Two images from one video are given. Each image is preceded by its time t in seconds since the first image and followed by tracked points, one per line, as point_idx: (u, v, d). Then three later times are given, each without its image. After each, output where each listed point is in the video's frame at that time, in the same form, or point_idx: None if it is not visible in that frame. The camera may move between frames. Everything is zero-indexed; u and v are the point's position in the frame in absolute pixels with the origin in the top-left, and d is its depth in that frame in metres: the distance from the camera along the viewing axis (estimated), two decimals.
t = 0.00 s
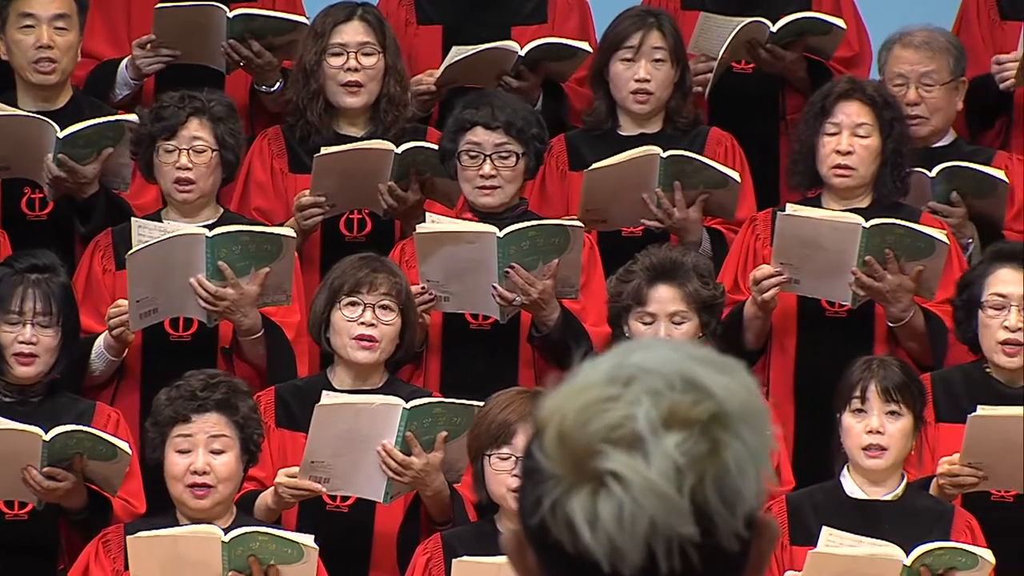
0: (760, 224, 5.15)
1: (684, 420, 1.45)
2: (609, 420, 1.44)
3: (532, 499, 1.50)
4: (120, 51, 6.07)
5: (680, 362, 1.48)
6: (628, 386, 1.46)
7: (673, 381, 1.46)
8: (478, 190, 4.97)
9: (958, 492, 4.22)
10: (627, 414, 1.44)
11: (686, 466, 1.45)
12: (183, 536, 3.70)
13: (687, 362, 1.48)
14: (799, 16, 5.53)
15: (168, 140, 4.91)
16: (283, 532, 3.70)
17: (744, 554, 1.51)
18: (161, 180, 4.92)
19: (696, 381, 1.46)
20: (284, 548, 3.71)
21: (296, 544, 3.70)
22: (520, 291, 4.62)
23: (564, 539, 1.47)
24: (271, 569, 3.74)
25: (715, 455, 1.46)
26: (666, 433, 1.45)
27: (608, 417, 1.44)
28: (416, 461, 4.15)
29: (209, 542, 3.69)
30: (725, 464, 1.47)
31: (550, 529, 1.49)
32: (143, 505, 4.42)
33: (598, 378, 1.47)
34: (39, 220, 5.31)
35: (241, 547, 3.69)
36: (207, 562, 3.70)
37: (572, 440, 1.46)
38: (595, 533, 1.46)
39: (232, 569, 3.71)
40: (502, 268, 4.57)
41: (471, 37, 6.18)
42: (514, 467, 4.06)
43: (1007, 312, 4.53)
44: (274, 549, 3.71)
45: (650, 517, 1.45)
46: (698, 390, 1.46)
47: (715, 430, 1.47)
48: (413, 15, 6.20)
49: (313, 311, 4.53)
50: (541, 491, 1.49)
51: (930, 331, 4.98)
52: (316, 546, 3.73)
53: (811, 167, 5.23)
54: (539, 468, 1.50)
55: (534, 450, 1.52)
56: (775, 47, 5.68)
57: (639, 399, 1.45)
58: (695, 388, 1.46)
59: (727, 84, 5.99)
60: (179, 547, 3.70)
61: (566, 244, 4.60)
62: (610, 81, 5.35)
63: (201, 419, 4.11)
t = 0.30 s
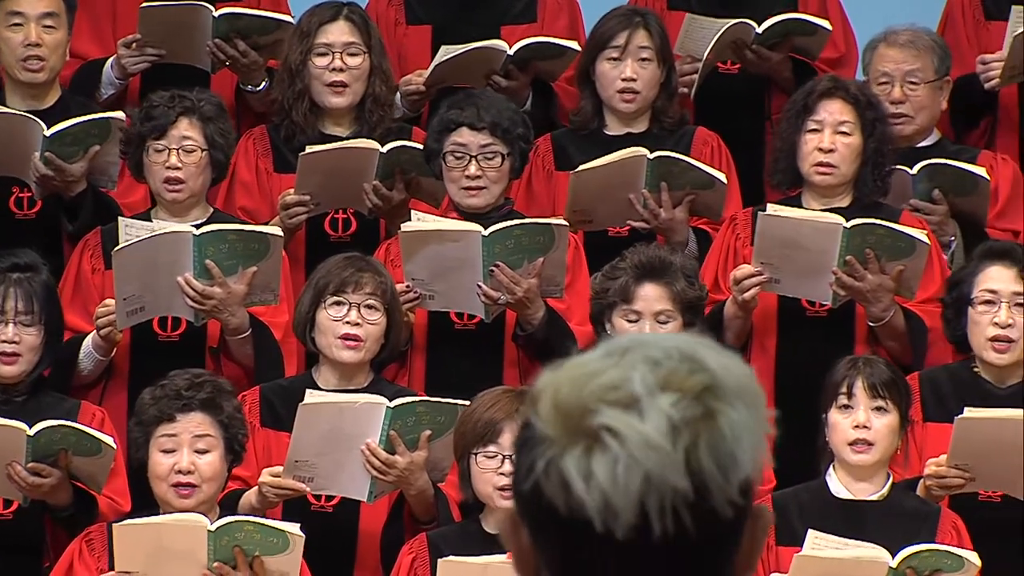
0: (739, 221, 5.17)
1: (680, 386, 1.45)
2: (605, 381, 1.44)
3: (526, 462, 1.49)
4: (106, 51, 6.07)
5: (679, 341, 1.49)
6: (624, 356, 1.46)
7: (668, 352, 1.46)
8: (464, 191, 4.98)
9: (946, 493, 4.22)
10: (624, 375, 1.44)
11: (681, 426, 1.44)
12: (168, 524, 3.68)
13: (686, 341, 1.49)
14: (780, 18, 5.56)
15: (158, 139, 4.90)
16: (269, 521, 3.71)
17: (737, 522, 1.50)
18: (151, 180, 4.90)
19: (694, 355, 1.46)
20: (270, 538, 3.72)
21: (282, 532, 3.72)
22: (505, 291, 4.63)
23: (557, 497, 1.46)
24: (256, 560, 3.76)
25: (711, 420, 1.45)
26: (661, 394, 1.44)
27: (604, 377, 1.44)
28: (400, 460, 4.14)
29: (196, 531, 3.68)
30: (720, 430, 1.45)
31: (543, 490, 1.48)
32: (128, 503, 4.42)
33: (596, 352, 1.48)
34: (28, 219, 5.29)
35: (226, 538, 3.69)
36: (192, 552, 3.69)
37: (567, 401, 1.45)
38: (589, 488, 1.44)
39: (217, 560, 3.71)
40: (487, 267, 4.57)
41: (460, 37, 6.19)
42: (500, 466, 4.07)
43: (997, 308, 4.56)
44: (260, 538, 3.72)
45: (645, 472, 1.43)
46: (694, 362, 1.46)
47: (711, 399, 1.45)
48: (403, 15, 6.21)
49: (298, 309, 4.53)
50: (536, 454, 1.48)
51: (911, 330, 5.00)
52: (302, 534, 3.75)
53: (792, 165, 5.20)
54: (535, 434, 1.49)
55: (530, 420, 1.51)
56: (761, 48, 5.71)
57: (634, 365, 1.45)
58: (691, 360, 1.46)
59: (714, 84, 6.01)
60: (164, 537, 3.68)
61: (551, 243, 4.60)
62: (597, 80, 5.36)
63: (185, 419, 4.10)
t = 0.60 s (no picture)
0: (725, 220, 5.16)
1: (710, 391, 1.41)
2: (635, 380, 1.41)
3: (553, 462, 1.46)
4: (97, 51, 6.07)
5: (712, 355, 1.46)
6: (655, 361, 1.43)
7: (700, 361, 1.44)
8: (459, 192, 4.98)
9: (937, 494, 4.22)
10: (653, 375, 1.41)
11: (709, 425, 1.40)
12: (158, 523, 3.69)
13: (719, 358, 1.46)
14: (772, 24, 5.55)
15: (155, 137, 4.91)
16: (261, 518, 3.70)
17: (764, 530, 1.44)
18: (147, 178, 4.92)
19: (726, 366, 1.44)
20: (263, 536, 3.72)
21: (274, 529, 3.71)
22: (497, 291, 4.62)
23: (583, 494, 1.42)
24: (248, 558, 3.75)
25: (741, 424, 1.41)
26: (689, 394, 1.40)
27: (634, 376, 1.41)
28: (392, 457, 4.13)
29: (190, 528, 3.70)
30: (750, 433, 1.40)
31: (569, 488, 1.44)
32: (119, 504, 4.42)
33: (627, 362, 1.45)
34: (22, 219, 5.29)
35: (219, 536, 3.69)
36: (184, 551, 3.70)
37: (595, 398, 1.42)
38: (615, 482, 1.40)
39: (210, 558, 3.71)
40: (479, 266, 4.58)
41: (451, 37, 6.19)
42: (492, 461, 4.07)
43: (991, 306, 4.57)
44: (253, 536, 3.71)
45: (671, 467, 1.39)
46: (726, 372, 1.43)
47: (741, 403, 1.41)
48: (394, 15, 6.22)
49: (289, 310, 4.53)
50: (563, 454, 1.45)
51: (898, 330, 5.00)
52: (295, 530, 3.73)
53: (779, 163, 5.19)
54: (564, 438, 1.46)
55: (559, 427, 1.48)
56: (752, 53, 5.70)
57: (665, 370, 1.42)
58: (722, 371, 1.43)
59: (707, 85, 6.01)
60: (158, 537, 3.69)
61: (543, 242, 4.61)
62: (588, 80, 5.37)
63: (176, 418, 4.10)
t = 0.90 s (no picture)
0: (707, 216, 5.15)
1: (762, 435, 1.48)
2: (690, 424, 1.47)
3: (604, 504, 1.50)
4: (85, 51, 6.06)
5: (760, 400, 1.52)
6: (707, 405, 1.49)
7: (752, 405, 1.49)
8: (452, 194, 4.98)
9: (926, 493, 4.21)
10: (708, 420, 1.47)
11: (763, 470, 1.46)
12: (158, 516, 3.67)
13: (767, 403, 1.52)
14: (764, 24, 5.56)
15: (145, 135, 4.90)
16: (256, 514, 3.73)
17: None
18: (136, 177, 4.90)
19: (775, 409, 1.50)
20: (258, 531, 3.74)
21: (270, 524, 3.73)
22: (486, 290, 4.63)
23: (636, 534, 1.47)
24: (241, 554, 3.77)
25: (792, 470, 1.47)
26: (743, 438, 1.47)
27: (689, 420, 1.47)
28: (382, 453, 4.11)
29: (187, 524, 3.68)
30: (801, 479, 1.47)
31: (622, 528, 1.48)
32: (108, 504, 4.41)
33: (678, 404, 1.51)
34: (14, 219, 5.27)
35: (215, 532, 3.70)
36: (180, 547, 3.70)
37: (650, 440, 1.48)
38: (670, 522, 1.45)
39: (205, 554, 3.71)
40: (468, 267, 4.58)
41: (437, 37, 6.19)
42: (480, 455, 4.06)
43: (980, 301, 4.58)
44: (247, 531, 3.73)
45: (726, 510, 1.44)
46: (777, 416, 1.49)
47: (792, 449, 1.48)
48: (379, 15, 6.22)
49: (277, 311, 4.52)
50: (614, 494, 1.49)
51: (884, 327, 5.03)
52: (290, 525, 3.76)
53: (763, 162, 5.19)
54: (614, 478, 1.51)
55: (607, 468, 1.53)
56: (742, 54, 5.71)
57: (719, 413, 1.48)
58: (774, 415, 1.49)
59: (697, 85, 6.02)
60: (155, 529, 3.67)
61: (532, 242, 4.62)
62: (577, 80, 5.37)
63: (164, 418, 4.10)
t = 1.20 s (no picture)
0: (691, 214, 5.16)
1: (792, 412, 1.47)
2: (721, 404, 1.46)
3: (635, 480, 1.52)
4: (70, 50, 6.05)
5: (790, 362, 1.49)
6: (737, 379, 1.48)
7: (782, 376, 1.48)
8: (442, 195, 4.97)
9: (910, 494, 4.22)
10: (739, 400, 1.46)
11: (795, 451, 1.46)
12: (147, 512, 3.66)
13: (796, 364, 1.50)
14: (749, 25, 5.58)
15: (129, 138, 4.90)
16: (246, 510, 3.70)
17: (841, 546, 1.53)
18: (120, 178, 4.91)
19: (806, 379, 1.48)
20: (248, 527, 3.72)
21: (259, 520, 3.70)
22: (475, 290, 4.64)
23: (668, 516, 1.49)
24: (229, 550, 3.76)
25: (822, 447, 1.48)
26: (775, 419, 1.46)
27: (719, 400, 1.46)
28: (369, 448, 4.11)
29: (177, 521, 3.68)
30: (831, 456, 1.48)
31: (654, 507, 1.50)
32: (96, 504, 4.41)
33: (707, 374, 1.49)
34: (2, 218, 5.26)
35: (204, 529, 3.70)
36: (168, 543, 3.69)
37: (681, 420, 1.47)
38: (702, 506, 1.47)
39: (193, 551, 3.71)
40: (457, 267, 4.58)
41: (419, 38, 6.19)
42: (466, 452, 4.05)
43: (965, 305, 4.60)
44: (237, 527, 3.71)
45: (759, 494, 1.46)
46: (806, 390, 1.48)
47: (822, 425, 1.48)
48: (359, 15, 6.21)
49: (266, 312, 4.53)
50: (646, 472, 1.51)
51: (867, 325, 5.05)
52: (280, 521, 3.73)
53: (745, 161, 5.20)
54: (645, 452, 1.52)
55: (637, 439, 1.54)
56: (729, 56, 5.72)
57: (750, 389, 1.47)
58: (803, 387, 1.48)
59: (688, 87, 6.01)
60: (146, 524, 3.67)
61: (521, 242, 4.63)
62: (564, 79, 5.38)
63: (148, 418, 4.09)
